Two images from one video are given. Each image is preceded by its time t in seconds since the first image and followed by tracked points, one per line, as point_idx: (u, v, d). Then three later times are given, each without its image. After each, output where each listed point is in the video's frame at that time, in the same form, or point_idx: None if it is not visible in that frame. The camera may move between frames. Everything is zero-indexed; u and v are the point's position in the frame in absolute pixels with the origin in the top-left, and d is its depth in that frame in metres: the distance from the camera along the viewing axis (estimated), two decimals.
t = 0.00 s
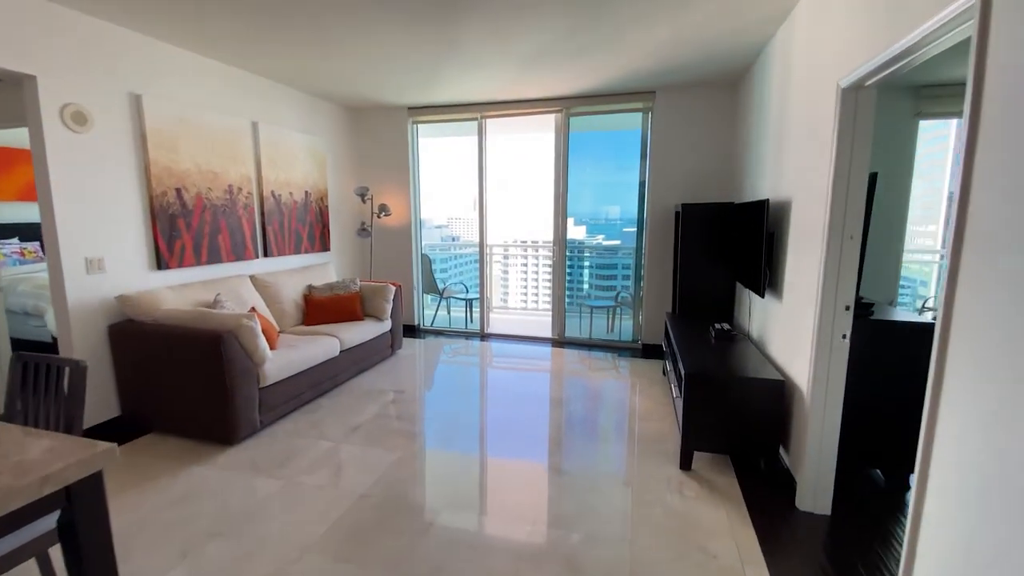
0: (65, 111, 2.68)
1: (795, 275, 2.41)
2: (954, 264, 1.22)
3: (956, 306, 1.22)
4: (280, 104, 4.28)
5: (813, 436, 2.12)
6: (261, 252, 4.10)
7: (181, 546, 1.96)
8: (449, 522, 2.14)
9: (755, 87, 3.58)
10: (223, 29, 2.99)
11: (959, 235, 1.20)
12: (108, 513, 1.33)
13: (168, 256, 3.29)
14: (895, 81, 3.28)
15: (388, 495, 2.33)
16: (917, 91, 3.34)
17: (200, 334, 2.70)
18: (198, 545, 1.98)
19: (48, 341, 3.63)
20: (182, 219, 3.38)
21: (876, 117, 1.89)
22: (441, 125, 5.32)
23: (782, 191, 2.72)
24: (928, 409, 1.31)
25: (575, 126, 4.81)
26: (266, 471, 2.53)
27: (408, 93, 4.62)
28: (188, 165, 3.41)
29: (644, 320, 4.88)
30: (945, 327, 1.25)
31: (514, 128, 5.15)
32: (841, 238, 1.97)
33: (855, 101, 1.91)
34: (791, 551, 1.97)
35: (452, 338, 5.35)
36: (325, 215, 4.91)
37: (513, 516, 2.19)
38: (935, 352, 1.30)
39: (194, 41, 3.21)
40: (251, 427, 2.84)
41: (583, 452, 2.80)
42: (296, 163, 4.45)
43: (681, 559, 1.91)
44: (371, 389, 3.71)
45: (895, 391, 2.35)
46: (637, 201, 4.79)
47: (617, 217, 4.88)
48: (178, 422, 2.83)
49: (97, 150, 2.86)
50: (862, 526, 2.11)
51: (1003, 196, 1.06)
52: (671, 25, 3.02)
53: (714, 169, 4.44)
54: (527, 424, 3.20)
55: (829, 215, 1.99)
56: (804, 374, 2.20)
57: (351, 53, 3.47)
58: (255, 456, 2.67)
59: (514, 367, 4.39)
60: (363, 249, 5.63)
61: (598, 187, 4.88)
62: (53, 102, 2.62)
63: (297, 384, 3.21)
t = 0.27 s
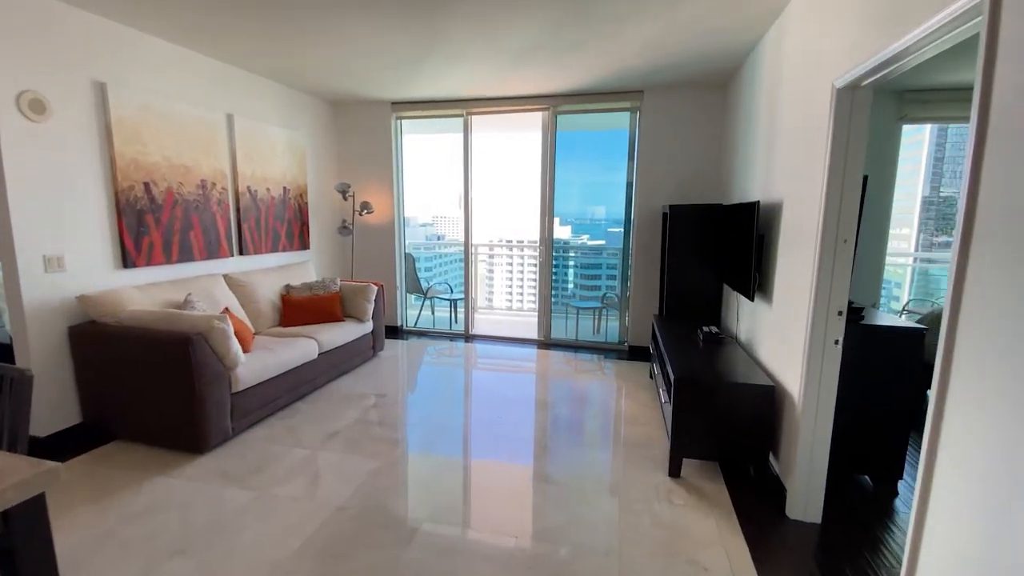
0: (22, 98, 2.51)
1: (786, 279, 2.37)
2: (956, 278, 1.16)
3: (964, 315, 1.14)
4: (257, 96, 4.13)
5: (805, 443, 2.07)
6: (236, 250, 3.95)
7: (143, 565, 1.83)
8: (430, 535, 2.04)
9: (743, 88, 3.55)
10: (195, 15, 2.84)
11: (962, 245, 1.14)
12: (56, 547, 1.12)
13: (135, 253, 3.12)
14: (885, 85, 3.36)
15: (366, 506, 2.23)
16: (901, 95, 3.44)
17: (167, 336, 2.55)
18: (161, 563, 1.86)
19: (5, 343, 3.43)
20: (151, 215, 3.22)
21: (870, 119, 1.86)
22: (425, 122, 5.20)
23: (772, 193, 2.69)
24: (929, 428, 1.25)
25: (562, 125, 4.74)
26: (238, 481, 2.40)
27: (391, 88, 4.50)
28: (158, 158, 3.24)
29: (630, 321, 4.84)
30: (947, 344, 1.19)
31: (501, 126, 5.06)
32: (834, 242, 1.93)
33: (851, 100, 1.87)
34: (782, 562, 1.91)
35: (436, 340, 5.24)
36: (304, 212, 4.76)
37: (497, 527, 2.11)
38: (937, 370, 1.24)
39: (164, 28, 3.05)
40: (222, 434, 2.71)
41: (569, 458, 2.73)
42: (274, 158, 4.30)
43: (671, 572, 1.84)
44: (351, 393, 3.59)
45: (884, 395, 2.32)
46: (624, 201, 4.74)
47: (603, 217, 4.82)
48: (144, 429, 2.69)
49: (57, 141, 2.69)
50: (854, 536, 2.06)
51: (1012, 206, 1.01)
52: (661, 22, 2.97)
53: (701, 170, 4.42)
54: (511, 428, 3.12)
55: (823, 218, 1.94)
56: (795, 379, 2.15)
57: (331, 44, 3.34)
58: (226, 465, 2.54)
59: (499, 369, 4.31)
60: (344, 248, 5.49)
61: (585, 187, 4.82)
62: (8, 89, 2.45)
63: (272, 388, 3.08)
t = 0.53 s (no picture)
0: None
1: (768, 280, 2.36)
2: (950, 284, 1.13)
3: (955, 322, 1.13)
4: (223, 87, 3.93)
5: (788, 445, 2.06)
6: (200, 248, 3.75)
7: None
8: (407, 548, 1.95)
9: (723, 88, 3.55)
10: None
11: (956, 249, 1.11)
12: None
13: (89, 252, 2.92)
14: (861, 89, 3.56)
15: (339, 519, 2.12)
16: (873, 99, 3.64)
17: (122, 341, 2.38)
18: None
19: None
20: (106, 211, 3.02)
21: (854, 119, 1.85)
22: (401, 117, 5.07)
23: (753, 193, 2.68)
24: (921, 438, 1.22)
25: (541, 122, 4.68)
26: (200, 496, 2.25)
27: (366, 81, 4.35)
28: (113, 150, 3.04)
29: (610, 321, 4.82)
30: (939, 353, 1.16)
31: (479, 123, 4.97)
32: (818, 243, 1.92)
33: (835, 100, 1.85)
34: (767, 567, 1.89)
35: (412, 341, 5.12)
36: (274, 209, 4.58)
37: (477, 539, 2.03)
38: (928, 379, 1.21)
39: (119, 11, 2.85)
40: (184, 444, 2.55)
41: (550, 463, 2.67)
42: (242, 152, 4.11)
43: None
44: (323, 397, 3.45)
45: (862, 395, 2.34)
46: (604, 200, 4.71)
47: (581, 216, 4.78)
48: (98, 441, 2.51)
49: None
50: (836, 538, 2.06)
51: (1010, 210, 0.98)
52: (643, 19, 2.92)
53: (680, 169, 4.42)
54: (491, 432, 3.04)
55: (807, 218, 1.93)
56: (778, 381, 2.13)
57: (302, 33, 3.18)
58: (187, 478, 2.39)
59: (477, 370, 4.22)
60: (316, 246, 5.31)
61: (565, 185, 4.76)
62: None
63: (239, 394, 2.92)
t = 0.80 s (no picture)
0: None
1: (748, 278, 2.36)
2: (943, 284, 1.12)
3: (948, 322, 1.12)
4: (180, 77, 3.71)
5: (771, 444, 2.06)
6: (157, 248, 3.53)
7: None
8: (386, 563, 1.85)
9: (698, 87, 3.57)
10: None
11: (951, 250, 1.11)
12: None
13: (31, 253, 2.69)
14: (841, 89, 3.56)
15: (312, 535, 2.01)
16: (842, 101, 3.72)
17: (69, 350, 2.19)
18: None
19: None
20: (50, 209, 2.79)
21: (835, 119, 1.86)
22: (372, 112, 4.91)
23: (730, 192, 2.69)
24: (914, 442, 1.21)
25: (516, 119, 4.61)
26: (158, 515, 2.10)
27: (335, 74, 4.19)
28: (57, 143, 2.80)
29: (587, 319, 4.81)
30: (933, 356, 1.15)
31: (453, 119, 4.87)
32: (800, 242, 1.92)
33: (817, 99, 1.85)
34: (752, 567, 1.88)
35: (385, 343, 4.98)
36: (237, 206, 4.36)
37: (460, 550, 1.95)
38: (920, 382, 1.20)
39: None
40: (141, 459, 2.38)
41: (530, 466, 2.62)
42: (202, 147, 3.89)
43: None
44: (293, 404, 3.30)
45: (838, 391, 2.37)
46: (580, 199, 4.68)
47: (554, 214, 4.75)
48: (43, 458, 2.31)
49: None
50: (818, 534, 2.07)
51: (1006, 210, 0.97)
52: (620, 17, 2.89)
53: (656, 169, 4.44)
54: (469, 435, 2.97)
55: (788, 217, 1.93)
56: (760, 380, 2.13)
57: (265, 21, 3.01)
58: (144, 496, 2.22)
59: (453, 371, 4.14)
60: (283, 246, 5.10)
61: (541, 183, 4.71)
62: None
63: (201, 403, 2.75)
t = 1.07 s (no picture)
0: None
1: (733, 276, 2.37)
2: (946, 282, 1.12)
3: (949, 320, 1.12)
4: (137, 67, 3.48)
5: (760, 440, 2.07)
6: (115, 251, 3.31)
7: None
8: None
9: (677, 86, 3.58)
10: None
11: (951, 249, 1.11)
12: None
13: None
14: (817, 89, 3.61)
15: (295, 552, 1.90)
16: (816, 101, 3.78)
17: (20, 363, 2.02)
18: None
19: None
20: None
21: (821, 118, 1.87)
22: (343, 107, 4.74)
23: (713, 190, 2.69)
24: (915, 442, 1.21)
25: (493, 116, 4.54)
26: (124, 539, 1.95)
27: (306, 67, 4.03)
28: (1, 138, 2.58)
29: (567, 318, 4.79)
30: (934, 356, 1.16)
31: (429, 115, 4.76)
32: (787, 240, 1.93)
33: (803, 97, 1.86)
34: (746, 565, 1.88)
35: (361, 346, 4.83)
36: (201, 206, 4.14)
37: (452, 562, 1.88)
38: (920, 383, 1.20)
39: None
40: (103, 478, 2.21)
41: (516, 470, 2.57)
42: (163, 142, 3.67)
43: None
44: (266, 413, 3.15)
45: (820, 385, 2.41)
46: (558, 196, 4.64)
47: (526, 213, 4.71)
48: None
49: None
50: (806, 528, 2.09)
51: (1013, 208, 0.97)
52: (603, 13, 2.86)
53: (634, 166, 4.45)
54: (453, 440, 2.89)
55: (776, 215, 1.93)
56: (749, 377, 2.14)
57: (230, 10, 2.85)
58: (106, 519, 2.06)
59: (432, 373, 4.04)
60: (251, 246, 4.88)
61: (519, 181, 4.65)
62: None
63: (167, 415, 2.59)
